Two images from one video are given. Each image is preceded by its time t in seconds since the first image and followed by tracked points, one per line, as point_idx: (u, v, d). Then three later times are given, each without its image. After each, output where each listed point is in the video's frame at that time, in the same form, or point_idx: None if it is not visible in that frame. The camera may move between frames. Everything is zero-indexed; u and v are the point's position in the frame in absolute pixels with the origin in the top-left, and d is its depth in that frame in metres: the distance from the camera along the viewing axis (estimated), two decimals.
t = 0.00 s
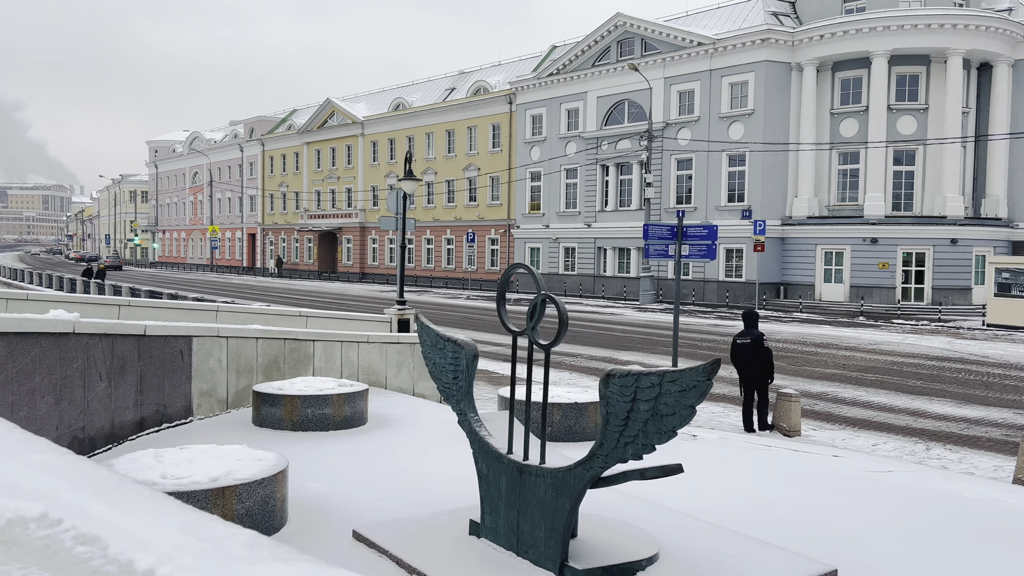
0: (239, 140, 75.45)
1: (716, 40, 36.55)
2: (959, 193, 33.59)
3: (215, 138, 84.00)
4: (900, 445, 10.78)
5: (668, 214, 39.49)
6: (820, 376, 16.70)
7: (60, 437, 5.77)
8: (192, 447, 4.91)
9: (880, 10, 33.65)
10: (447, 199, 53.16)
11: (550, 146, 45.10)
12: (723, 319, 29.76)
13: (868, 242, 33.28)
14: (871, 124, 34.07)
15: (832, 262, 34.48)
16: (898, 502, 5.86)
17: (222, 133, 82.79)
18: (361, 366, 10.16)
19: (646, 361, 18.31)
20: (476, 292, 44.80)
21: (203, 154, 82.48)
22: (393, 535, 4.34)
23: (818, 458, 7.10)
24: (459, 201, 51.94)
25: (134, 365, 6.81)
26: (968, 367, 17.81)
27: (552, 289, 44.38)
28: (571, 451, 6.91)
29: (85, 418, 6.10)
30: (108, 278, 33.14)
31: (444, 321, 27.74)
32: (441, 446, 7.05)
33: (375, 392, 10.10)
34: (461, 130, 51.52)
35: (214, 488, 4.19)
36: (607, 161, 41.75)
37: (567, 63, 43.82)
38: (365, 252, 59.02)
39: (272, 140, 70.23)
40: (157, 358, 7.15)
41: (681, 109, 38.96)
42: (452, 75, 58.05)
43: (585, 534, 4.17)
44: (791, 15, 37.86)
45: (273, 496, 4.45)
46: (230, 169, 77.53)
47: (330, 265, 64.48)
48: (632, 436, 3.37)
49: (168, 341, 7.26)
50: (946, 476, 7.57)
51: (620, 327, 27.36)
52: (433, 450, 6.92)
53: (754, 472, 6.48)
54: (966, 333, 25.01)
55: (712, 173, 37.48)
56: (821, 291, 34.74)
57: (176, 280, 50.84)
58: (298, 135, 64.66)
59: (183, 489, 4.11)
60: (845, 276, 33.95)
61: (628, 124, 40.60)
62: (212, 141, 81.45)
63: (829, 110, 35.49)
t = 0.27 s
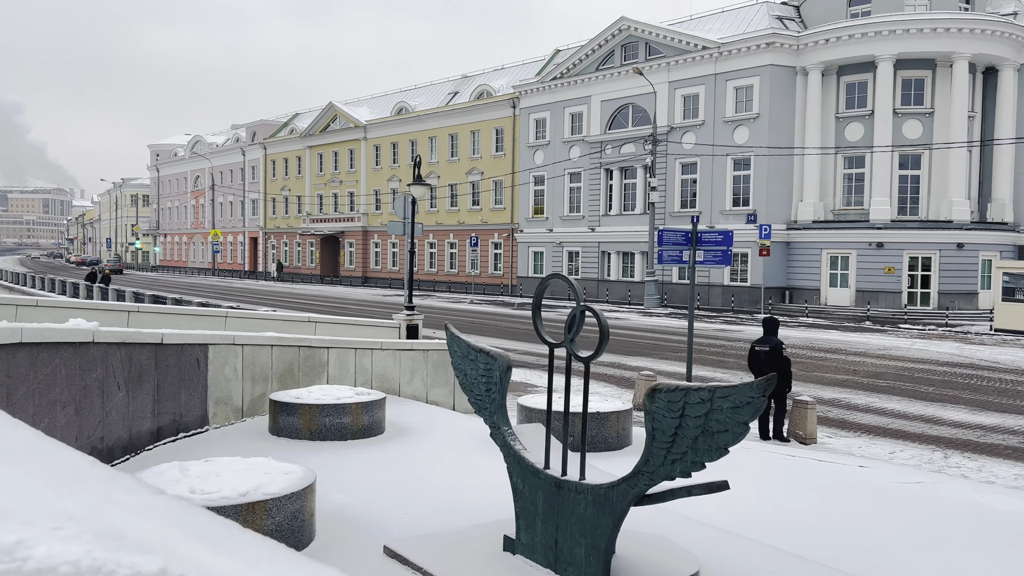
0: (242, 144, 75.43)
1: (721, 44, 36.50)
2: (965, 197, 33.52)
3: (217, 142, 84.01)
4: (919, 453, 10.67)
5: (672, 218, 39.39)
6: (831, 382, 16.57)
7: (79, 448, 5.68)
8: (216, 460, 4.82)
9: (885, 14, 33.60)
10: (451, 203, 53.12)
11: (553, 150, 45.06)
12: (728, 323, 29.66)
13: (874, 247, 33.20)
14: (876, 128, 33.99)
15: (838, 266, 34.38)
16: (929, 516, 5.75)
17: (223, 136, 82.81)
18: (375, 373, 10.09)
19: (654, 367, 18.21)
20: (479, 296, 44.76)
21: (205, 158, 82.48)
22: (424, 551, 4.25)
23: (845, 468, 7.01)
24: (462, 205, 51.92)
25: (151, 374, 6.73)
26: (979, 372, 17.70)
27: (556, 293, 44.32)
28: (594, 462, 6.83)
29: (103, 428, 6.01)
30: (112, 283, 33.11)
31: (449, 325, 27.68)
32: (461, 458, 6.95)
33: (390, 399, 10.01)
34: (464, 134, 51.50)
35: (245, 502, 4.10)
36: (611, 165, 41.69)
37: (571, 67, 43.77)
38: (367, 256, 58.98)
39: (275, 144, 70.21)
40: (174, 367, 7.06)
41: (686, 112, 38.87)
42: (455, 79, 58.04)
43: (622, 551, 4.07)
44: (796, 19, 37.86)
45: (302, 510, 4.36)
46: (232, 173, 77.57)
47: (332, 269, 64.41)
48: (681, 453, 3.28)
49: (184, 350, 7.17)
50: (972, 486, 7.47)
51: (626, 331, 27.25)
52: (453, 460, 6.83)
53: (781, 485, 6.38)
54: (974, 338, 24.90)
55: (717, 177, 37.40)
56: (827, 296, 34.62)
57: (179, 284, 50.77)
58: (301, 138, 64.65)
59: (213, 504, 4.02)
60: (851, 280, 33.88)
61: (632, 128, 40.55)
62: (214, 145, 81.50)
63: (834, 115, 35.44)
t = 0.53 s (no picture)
0: (245, 150, 75.49)
1: (727, 50, 36.48)
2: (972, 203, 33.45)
3: (220, 148, 84.10)
4: (937, 463, 10.59)
5: (678, 224, 39.31)
6: (844, 390, 16.48)
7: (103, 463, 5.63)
8: (245, 475, 4.75)
9: (891, 21, 33.59)
10: (455, 209, 53.10)
11: (558, 156, 45.03)
12: (735, 330, 29.56)
13: (881, 253, 33.11)
14: (883, 134, 33.94)
15: (844, 273, 34.27)
16: (961, 532, 5.69)
17: (226, 142, 82.91)
18: (391, 383, 10.03)
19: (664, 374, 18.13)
20: (484, 302, 44.70)
21: (209, 164, 82.55)
22: (460, 569, 4.20)
23: (871, 481, 6.94)
24: (467, 211, 51.93)
25: (172, 386, 6.68)
26: (991, 381, 17.62)
27: (561, 300, 44.25)
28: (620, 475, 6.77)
29: (126, 442, 5.96)
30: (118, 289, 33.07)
31: (455, 332, 27.62)
32: (482, 470, 6.89)
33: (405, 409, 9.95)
34: (468, 140, 51.49)
35: (279, 519, 4.05)
36: (616, 171, 41.64)
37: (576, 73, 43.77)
38: (371, 262, 58.96)
39: (278, 150, 70.23)
40: (194, 379, 7.02)
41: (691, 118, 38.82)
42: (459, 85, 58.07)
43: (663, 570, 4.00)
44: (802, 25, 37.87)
45: (335, 527, 4.30)
46: (235, 179, 77.62)
47: (335, 275, 64.38)
48: (732, 473, 3.22)
49: (204, 361, 7.13)
50: (999, 499, 7.39)
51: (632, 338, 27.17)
52: (477, 473, 6.78)
53: (809, 500, 6.31)
54: (983, 345, 24.79)
55: (723, 183, 37.36)
56: (833, 302, 34.54)
57: (183, 290, 50.74)
58: (304, 144, 64.68)
59: (248, 523, 3.96)
60: (857, 287, 33.79)
61: (637, 134, 40.51)
62: (217, 151, 81.59)
63: (840, 121, 35.39)
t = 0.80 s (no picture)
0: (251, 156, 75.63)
1: (734, 57, 36.47)
2: (981, 209, 33.37)
3: (226, 155, 84.34)
4: (960, 471, 10.48)
5: (685, 230, 39.23)
6: (859, 397, 16.37)
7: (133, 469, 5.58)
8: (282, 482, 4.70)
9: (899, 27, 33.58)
10: (461, 215, 53.11)
11: (565, 162, 45.03)
12: (744, 336, 29.43)
13: (890, 259, 33.01)
14: (891, 140, 33.87)
15: (853, 279, 34.14)
16: (999, 538, 5.62)
17: (232, 149, 83.13)
18: (409, 389, 9.98)
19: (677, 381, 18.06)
20: (490, 308, 44.66)
21: (214, 170, 82.72)
22: None
23: (902, 490, 6.88)
24: (473, 217, 51.96)
25: (197, 392, 6.63)
26: (1007, 387, 17.52)
27: (567, 306, 44.18)
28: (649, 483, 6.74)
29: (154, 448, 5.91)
30: (126, 295, 33.12)
31: (464, 338, 27.58)
32: (510, 477, 6.84)
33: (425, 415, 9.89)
34: (474, 146, 51.51)
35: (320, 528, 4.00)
36: (623, 177, 41.60)
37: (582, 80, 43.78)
38: (377, 268, 58.97)
39: (284, 157, 70.35)
40: (219, 384, 6.97)
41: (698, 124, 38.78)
42: (465, 91, 58.16)
43: None
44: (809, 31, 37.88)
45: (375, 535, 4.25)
46: (240, 186, 77.74)
47: (341, 281, 64.41)
48: (791, 481, 3.16)
49: (229, 366, 7.08)
50: None
51: (642, 345, 27.10)
52: (504, 480, 6.73)
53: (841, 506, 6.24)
54: (995, 352, 24.65)
55: (730, 189, 37.29)
56: (842, 308, 34.36)
57: (190, 296, 50.80)
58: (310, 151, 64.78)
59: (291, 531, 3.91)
60: (866, 293, 33.64)
61: (644, 140, 40.48)
62: (223, 157, 81.79)
63: (848, 127, 35.34)
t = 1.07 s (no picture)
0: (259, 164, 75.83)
1: (744, 65, 36.45)
2: (993, 217, 33.22)
3: (234, 163, 84.63)
4: (986, 483, 10.38)
5: (695, 238, 39.12)
6: (877, 407, 16.25)
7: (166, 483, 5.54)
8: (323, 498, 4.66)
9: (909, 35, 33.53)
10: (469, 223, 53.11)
11: (573, 170, 45.03)
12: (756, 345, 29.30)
13: (901, 267, 32.86)
14: (902, 148, 33.77)
15: (865, 287, 33.98)
16: None
17: (240, 157, 83.37)
18: (431, 400, 9.93)
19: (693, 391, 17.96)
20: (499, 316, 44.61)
21: (223, 179, 82.93)
22: None
23: (936, 504, 6.83)
24: (481, 225, 52.00)
25: (226, 404, 6.60)
26: None
27: (576, 314, 44.09)
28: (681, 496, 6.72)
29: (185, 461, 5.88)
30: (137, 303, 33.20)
31: (475, 347, 27.53)
32: (540, 491, 6.80)
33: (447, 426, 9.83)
34: (483, 154, 51.56)
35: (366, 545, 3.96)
36: (632, 185, 41.56)
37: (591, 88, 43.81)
38: (385, 276, 58.99)
39: (292, 165, 70.52)
40: (247, 396, 6.94)
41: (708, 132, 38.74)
42: (473, 99, 58.25)
43: None
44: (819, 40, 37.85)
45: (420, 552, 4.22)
46: (249, 194, 77.95)
47: (348, 289, 64.45)
48: (856, 501, 3.11)
49: (256, 378, 7.05)
50: None
51: (653, 353, 26.99)
52: (536, 493, 6.69)
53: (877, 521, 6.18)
54: (1010, 361, 24.50)
55: (740, 197, 37.21)
56: (854, 316, 34.20)
57: (199, 304, 50.87)
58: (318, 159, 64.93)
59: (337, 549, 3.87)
60: (878, 301, 33.49)
61: (653, 148, 40.46)
62: (231, 166, 82.04)
63: (859, 135, 35.25)
